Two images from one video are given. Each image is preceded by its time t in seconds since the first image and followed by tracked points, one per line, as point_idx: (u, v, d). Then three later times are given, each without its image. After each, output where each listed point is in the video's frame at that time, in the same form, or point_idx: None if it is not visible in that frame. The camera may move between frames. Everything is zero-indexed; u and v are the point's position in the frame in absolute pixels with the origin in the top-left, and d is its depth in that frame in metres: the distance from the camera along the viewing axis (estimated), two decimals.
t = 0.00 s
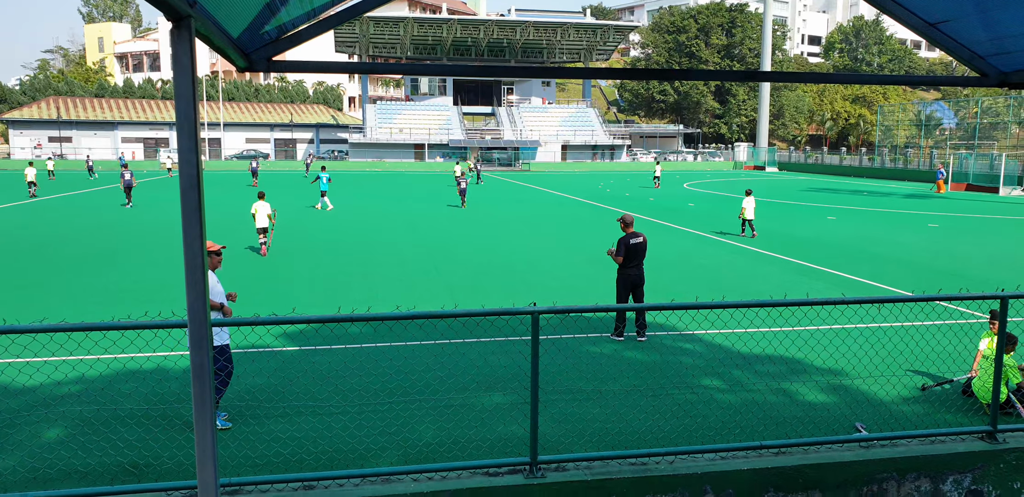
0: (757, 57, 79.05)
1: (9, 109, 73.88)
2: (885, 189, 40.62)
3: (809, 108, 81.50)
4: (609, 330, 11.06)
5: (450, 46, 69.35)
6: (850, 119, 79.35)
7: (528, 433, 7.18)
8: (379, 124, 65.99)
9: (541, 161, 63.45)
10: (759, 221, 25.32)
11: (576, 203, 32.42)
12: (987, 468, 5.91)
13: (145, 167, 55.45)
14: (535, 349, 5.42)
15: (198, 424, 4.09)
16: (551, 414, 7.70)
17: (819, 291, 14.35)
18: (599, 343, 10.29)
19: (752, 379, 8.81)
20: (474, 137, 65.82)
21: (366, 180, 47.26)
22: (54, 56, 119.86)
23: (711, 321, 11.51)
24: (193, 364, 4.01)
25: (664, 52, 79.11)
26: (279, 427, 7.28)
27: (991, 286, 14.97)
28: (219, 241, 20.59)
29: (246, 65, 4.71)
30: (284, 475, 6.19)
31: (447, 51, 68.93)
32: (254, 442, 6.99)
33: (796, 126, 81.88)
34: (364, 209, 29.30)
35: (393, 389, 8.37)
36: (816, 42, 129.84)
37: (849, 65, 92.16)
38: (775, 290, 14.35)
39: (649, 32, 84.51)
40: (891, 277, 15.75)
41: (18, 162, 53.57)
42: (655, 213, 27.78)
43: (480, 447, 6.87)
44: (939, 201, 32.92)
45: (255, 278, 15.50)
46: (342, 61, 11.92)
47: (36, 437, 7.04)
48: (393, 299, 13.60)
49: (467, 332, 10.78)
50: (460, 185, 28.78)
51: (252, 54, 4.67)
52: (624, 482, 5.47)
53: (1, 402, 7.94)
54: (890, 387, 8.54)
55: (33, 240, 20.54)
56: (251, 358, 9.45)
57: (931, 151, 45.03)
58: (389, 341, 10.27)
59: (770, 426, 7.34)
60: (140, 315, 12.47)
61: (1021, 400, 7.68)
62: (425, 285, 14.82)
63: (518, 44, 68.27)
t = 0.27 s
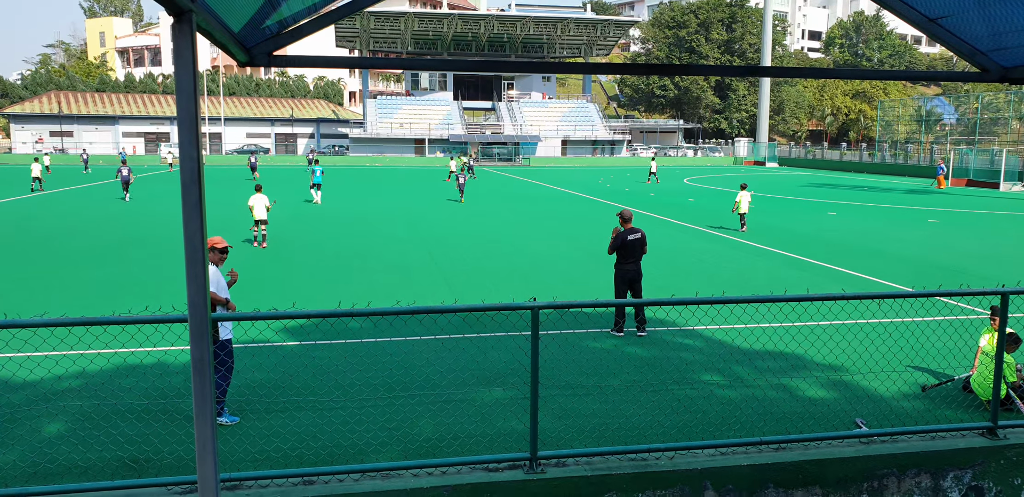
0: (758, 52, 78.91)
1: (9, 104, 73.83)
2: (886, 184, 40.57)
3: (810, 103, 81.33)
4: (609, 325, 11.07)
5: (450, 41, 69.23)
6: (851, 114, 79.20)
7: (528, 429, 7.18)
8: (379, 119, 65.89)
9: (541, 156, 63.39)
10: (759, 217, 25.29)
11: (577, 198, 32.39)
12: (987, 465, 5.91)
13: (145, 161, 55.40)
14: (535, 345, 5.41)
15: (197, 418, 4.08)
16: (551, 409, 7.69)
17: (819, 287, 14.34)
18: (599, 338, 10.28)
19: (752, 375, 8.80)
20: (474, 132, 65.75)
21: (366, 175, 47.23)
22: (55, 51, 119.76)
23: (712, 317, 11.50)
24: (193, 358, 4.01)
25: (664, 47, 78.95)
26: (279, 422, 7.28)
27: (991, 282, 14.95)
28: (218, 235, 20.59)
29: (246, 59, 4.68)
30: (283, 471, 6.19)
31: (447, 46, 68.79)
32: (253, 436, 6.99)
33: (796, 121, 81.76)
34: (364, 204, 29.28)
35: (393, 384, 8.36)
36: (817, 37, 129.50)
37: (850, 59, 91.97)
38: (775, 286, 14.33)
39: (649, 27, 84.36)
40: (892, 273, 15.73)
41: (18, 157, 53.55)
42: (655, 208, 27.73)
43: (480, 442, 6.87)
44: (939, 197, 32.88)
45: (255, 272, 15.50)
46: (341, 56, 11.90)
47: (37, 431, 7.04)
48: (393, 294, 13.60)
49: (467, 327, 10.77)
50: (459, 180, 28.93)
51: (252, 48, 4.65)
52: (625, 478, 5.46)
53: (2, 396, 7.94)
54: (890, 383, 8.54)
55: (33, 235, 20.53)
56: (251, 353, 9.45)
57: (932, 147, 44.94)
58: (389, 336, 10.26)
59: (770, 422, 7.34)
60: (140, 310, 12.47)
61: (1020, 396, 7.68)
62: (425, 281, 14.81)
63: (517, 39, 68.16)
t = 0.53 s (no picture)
0: (758, 51, 78.86)
1: (9, 103, 73.79)
2: (887, 183, 40.56)
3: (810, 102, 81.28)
4: (609, 323, 11.06)
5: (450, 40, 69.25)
6: (851, 112, 79.22)
7: (528, 427, 7.17)
8: (379, 117, 65.85)
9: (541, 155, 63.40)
10: (760, 216, 25.29)
11: (577, 197, 32.40)
12: (988, 464, 5.91)
13: (146, 160, 55.38)
14: (534, 343, 5.39)
15: (197, 416, 4.09)
16: (551, 408, 7.68)
17: (820, 286, 14.32)
18: (599, 337, 10.28)
19: (752, 373, 8.80)
20: (474, 131, 65.74)
21: (366, 174, 47.25)
22: (55, 50, 119.83)
23: (712, 315, 11.50)
24: (193, 357, 4.01)
25: (664, 45, 78.86)
26: (279, 421, 7.28)
27: (991, 280, 14.95)
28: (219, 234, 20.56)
29: (247, 58, 4.68)
30: (284, 470, 6.19)
31: (447, 45, 68.77)
32: (253, 435, 7.00)
33: (797, 120, 81.74)
34: (364, 203, 29.30)
35: (393, 382, 8.37)
36: (817, 36, 129.47)
37: (851, 58, 91.93)
38: (776, 285, 14.33)
39: (649, 26, 84.30)
40: (893, 271, 15.74)
41: (18, 156, 53.51)
42: (655, 207, 27.72)
43: (480, 441, 6.86)
44: (940, 195, 32.90)
45: (255, 271, 15.48)
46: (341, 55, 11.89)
47: (37, 430, 7.04)
48: (393, 293, 13.60)
49: (468, 326, 10.78)
50: (457, 179, 29.22)
51: (253, 47, 4.65)
52: (625, 477, 5.46)
53: (3, 395, 7.94)
54: (891, 382, 8.52)
55: (32, 233, 20.51)
56: (251, 351, 9.46)
57: (933, 146, 44.93)
58: (389, 335, 10.27)
59: (771, 421, 7.34)
60: (141, 309, 12.47)
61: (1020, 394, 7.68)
62: (426, 279, 14.82)
63: (517, 38, 68.17)
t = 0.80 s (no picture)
0: (780, 50, 78.09)
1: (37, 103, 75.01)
2: (914, 184, 39.98)
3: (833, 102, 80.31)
4: (628, 325, 11.02)
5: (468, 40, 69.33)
6: (876, 112, 78.17)
7: (548, 428, 7.17)
8: (398, 117, 66.04)
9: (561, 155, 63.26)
10: (782, 217, 25.05)
11: (597, 197, 32.31)
12: (1019, 474, 5.80)
13: (169, 159, 56.05)
14: (555, 344, 5.38)
15: (224, 413, 4.13)
16: (571, 409, 7.67)
17: (845, 289, 14.15)
18: (619, 339, 10.24)
19: (775, 377, 8.72)
20: (492, 130, 65.76)
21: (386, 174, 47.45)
22: (82, 51, 121.70)
23: (734, 318, 11.42)
24: (218, 354, 4.05)
25: (683, 45, 78.30)
26: (301, 417, 7.34)
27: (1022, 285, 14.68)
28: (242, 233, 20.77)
29: (268, 59, 4.72)
30: (306, 466, 6.23)
31: (465, 45, 68.84)
32: (275, 430, 7.05)
33: (820, 120, 80.80)
34: (385, 202, 29.43)
35: (414, 381, 8.39)
36: (840, 35, 127.98)
37: (875, 57, 90.73)
38: (800, 288, 14.18)
39: (669, 25, 83.83)
40: (920, 275, 15.52)
41: (45, 155, 54.33)
42: (676, 208, 27.54)
43: (500, 439, 6.87)
44: (968, 197, 32.38)
45: (276, 269, 15.61)
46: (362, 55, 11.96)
47: (70, 421, 7.15)
48: (413, 293, 13.64)
49: (488, 326, 10.80)
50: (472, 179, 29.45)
51: (273, 47, 4.68)
52: (646, 480, 5.45)
53: (35, 386, 8.07)
54: (918, 388, 8.40)
55: (58, 231, 20.80)
56: (274, 348, 9.54)
57: (961, 147, 44.22)
58: (410, 333, 10.31)
59: (794, 425, 7.28)
60: (166, 304, 12.63)
61: None
62: (447, 279, 14.87)
63: (535, 37, 68.12)
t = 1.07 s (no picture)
0: (820, 48, 76.76)
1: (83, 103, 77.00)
2: (958, 185, 39.02)
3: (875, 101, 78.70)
4: (661, 325, 10.94)
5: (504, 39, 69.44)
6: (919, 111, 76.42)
7: (578, 428, 7.15)
8: (434, 117, 66.42)
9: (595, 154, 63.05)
10: (820, 218, 24.66)
11: (631, 197, 32.15)
12: None
13: (209, 158, 57.15)
14: (585, 344, 5.37)
15: (257, 408, 4.20)
16: (602, 410, 7.64)
17: (884, 292, 13.88)
18: (652, 340, 10.16)
19: (811, 380, 8.59)
20: (527, 130, 65.82)
21: (420, 173, 47.78)
22: (128, 52, 124.78)
23: (769, 320, 11.28)
24: (253, 350, 4.12)
25: (721, 43, 77.41)
26: (333, 413, 7.42)
27: None
28: (279, 231, 21.09)
29: (306, 59, 4.77)
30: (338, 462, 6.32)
31: (501, 44, 68.98)
32: (308, 426, 7.15)
33: (861, 119, 79.25)
34: (419, 201, 29.64)
35: (444, 379, 8.43)
36: (882, 32, 125.37)
37: (919, 55, 88.69)
38: (837, 290, 13.94)
39: (706, 23, 82.96)
40: (962, 278, 15.15)
41: (90, 154, 55.79)
42: (712, 208, 27.22)
43: (530, 439, 6.87)
44: (1015, 199, 31.52)
45: (311, 267, 15.83)
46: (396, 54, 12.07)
47: (109, 414, 7.34)
48: (446, 291, 13.72)
49: (519, 325, 10.81)
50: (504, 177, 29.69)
51: (311, 48, 4.73)
52: (677, 482, 5.41)
53: (76, 379, 8.29)
54: (958, 394, 8.21)
55: (101, 228, 21.34)
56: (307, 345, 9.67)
57: (1007, 146, 43.06)
58: (441, 331, 10.36)
59: (829, 429, 7.16)
60: (204, 301, 12.89)
61: None
62: (479, 278, 14.93)
63: (571, 36, 68.06)
